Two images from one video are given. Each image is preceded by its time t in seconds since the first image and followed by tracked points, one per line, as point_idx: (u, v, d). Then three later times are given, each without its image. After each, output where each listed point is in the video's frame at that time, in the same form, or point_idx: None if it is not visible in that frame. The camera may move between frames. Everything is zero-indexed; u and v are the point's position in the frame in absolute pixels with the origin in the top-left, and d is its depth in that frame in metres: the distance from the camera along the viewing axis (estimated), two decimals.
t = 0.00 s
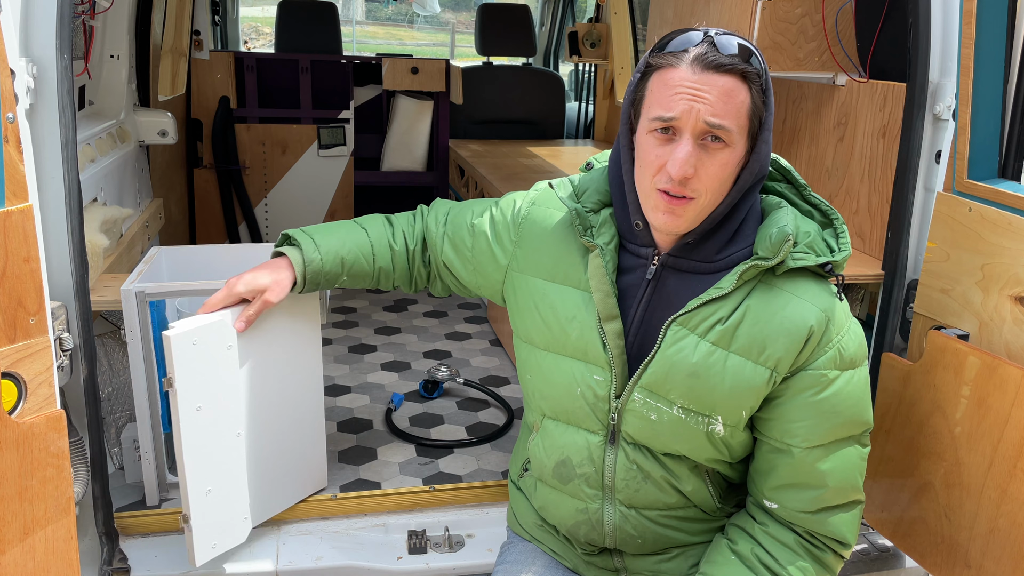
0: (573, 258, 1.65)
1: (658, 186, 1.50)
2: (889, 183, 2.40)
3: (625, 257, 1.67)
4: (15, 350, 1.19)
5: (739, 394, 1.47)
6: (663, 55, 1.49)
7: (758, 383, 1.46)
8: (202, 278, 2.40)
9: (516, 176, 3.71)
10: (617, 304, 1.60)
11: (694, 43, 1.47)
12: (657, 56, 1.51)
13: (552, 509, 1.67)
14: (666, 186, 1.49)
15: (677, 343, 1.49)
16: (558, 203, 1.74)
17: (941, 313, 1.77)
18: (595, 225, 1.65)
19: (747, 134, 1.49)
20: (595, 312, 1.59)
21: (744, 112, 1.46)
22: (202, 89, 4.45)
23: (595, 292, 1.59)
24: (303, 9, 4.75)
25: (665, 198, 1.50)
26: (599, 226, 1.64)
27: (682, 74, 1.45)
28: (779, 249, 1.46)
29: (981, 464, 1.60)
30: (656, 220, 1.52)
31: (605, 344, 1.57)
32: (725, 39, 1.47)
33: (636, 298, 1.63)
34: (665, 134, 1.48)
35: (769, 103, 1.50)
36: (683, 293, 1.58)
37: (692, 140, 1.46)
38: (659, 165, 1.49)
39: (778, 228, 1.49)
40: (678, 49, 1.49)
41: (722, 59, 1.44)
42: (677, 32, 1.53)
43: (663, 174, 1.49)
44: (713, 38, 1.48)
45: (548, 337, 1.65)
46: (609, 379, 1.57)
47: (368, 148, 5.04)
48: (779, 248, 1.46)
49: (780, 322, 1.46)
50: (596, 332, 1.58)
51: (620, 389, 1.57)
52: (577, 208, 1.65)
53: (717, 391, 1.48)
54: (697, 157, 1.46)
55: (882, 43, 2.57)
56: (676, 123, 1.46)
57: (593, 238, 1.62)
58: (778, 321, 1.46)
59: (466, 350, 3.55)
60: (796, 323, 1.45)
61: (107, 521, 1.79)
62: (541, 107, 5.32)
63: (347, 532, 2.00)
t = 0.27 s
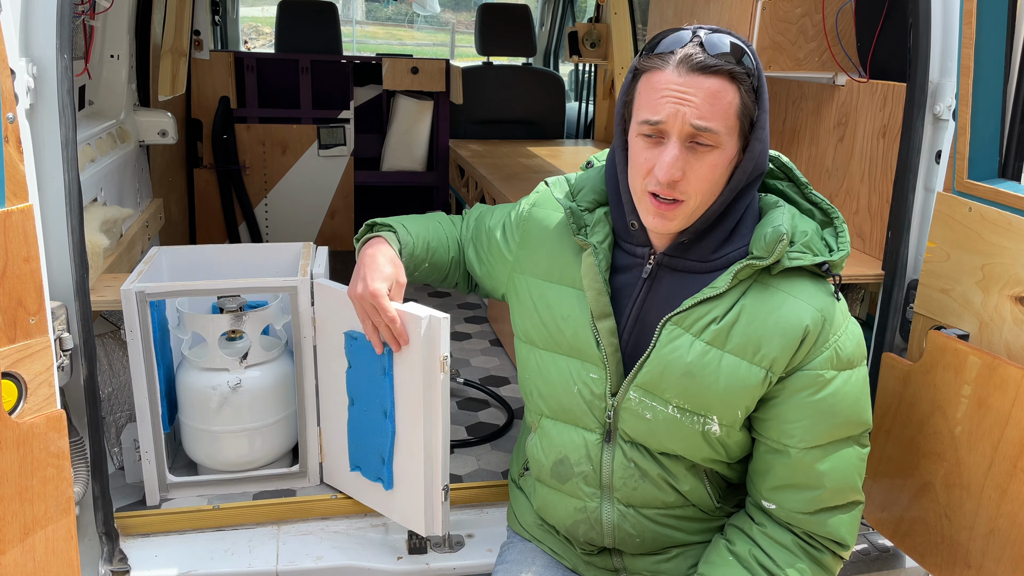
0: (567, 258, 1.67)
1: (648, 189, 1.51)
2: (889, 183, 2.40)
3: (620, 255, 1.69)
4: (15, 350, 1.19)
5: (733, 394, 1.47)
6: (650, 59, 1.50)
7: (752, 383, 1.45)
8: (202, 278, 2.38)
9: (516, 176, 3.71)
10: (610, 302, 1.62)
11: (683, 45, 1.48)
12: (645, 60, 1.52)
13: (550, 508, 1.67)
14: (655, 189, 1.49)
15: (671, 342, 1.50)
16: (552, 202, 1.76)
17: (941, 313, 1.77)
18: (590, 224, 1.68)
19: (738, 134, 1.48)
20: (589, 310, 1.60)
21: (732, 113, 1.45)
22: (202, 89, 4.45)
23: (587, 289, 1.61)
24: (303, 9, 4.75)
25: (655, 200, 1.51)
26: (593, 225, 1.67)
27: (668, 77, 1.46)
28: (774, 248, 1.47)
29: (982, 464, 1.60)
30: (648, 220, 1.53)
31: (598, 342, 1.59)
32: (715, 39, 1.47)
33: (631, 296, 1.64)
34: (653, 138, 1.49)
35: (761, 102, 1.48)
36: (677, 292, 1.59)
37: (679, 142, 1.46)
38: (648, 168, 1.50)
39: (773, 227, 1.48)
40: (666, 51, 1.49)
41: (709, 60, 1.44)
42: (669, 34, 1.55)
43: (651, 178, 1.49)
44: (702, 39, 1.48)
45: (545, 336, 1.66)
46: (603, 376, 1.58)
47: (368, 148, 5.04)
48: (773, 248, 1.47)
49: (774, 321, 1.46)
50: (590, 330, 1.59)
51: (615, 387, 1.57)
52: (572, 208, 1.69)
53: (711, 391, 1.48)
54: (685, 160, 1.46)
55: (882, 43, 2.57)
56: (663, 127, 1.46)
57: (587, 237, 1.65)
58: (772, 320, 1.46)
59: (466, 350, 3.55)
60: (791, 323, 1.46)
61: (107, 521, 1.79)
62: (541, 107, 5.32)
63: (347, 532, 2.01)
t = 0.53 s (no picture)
0: (572, 256, 1.67)
1: (654, 188, 1.51)
2: (889, 183, 2.40)
3: (626, 254, 1.69)
4: (15, 351, 1.19)
5: (738, 393, 1.47)
6: (652, 59, 1.50)
7: (757, 381, 1.46)
8: (202, 278, 2.39)
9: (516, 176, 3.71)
10: (615, 300, 1.61)
11: (684, 43, 1.47)
12: (647, 60, 1.51)
13: (552, 507, 1.67)
14: (662, 188, 1.49)
15: (675, 340, 1.50)
16: (557, 200, 1.76)
17: (941, 313, 1.77)
18: (595, 222, 1.67)
19: (741, 132, 1.49)
20: (594, 309, 1.60)
21: (736, 110, 1.45)
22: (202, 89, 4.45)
23: (593, 287, 1.60)
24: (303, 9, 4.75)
25: (662, 199, 1.51)
26: (598, 223, 1.66)
27: (671, 77, 1.45)
28: (779, 247, 1.47)
29: (981, 465, 1.60)
30: (655, 220, 1.54)
31: (603, 340, 1.58)
32: (716, 36, 1.47)
33: (636, 294, 1.64)
34: (657, 138, 1.49)
35: (762, 99, 1.49)
36: (683, 291, 1.59)
37: (685, 142, 1.46)
38: (654, 168, 1.50)
39: (779, 227, 1.49)
40: (668, 50, 1.49)
41: (711, 58, 1.44)
42: (669, 34, 1.54)
43: (658, 178, 1.49)
44: (703, 37, 1.48)
45: (549, 334, 1.66)
46: (608, 374, 1.58)
47: (368, 148, 5.04)
48: (778, 247, 1.47)
49: (779, 320, 1.46)
50: (594, 328, 1.59)
51: (619, 385, 1.57)
52: (576, 207, 1.68)
53: (715, 389, 1.48)
54: (691, 159, 1.46)
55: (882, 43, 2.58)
56: (667, 127, 1.46)
57: (592, 235, 1.64)
58: (777, 319, 1.46)
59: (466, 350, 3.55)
60: (796, 322, 1.46)
61: (107, 521, 1.80)
62: (541, 107, 5.32)
63: (347, 533, 2.01)
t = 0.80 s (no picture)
0: (568, 260, 1.67)
1: (652, 189, 1.51)
2: (889, 183, 2.40)
3: (620, 257, 1.69)
4: (15, 350, 1.19)
5: (736, 394, 1.47)
6: (649, 58, 1.50)
7: (755, 382, 1.46)
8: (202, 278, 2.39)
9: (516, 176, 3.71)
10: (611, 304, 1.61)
11: (679, 45, 1.48)
12: (643, 60, 1.51)
13: (553, 511, 1.66)
14: (661, 188, 1.49)
15: (672, 343, 1.50)
16: (552, 203, 1.76)
17: (941, 313, 1.77)
18: (589, 226, 1.67)
19: (739, 132, 1.49)
20: (591, 312, 1.60)
21: (735, 110, 1.46)
22: (202, 89, 4.45)
23: (589, 292, 1.60)
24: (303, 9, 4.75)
25: (660, 199, 1.51)
26: (593, 226, 1.67)
27: (670, 77, 1.46)
28: (774, 248, 1.47)
29: (981, 465, 1.60)
30: (653, 222, 1.53)
31: (601, 343, 1.58)
32: (711, 38, 1.48)
33: (632, 297, 1.65)
34: (657, 137, 1.49)
35: (757, 99, 1.50)
36: (679, 293, 1.59)
37: (684, 141, 1.46)
38: (653, 168, 1.50)
39: (773, 227, 1.48)
40: (663, 52, 1.49)
41: (709, 58, 1.44)
42: (663, 34, 1.54)
43: (657, 177, 1.49)
44: (699, 39, 1.48)
45: (546, 338, 1.66)
46: (606, 379, 1.58)
47: (368, 148, 5.04)
48: (773, 247, 1.47)
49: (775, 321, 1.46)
50: (591, 332, 1.59)
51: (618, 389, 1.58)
52: (571, 211, 1.68)
53: (713, 391, 1.48)
54: (690, 158, 1.46)
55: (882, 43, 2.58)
56: (666, 126, 1.47)
57: (587, 239, 1.64)
58: (774, 320, 1.46)
59: (466, 350, 3.54)
60: (792, 322, 1.46)
61: (107, 521, 1.80)
62: (541, 107, 5.32)
63: (346, 532, 2.01)
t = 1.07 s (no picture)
0: (559, 265, 1.67)
1: (640, 189, 1.51)
2: (889, 183, 2.40)
3: (611, 260, 1.68)
4: (15, 350, 1.19)
5: (729, 396, 1.47)
6: (632, 59, 1.51)
7: (747, 383, 1.46)
8: (202, 278, 2.39)
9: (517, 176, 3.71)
10: (603, 308, 1.61)
11: (662, 44, 1.49)
12: (626, 61, 1.52)
13: (552, 514, 1.66)
14: (648, 187, 1.49)
15: (666, 345, 1.50)
16: (541, 207, 1.76)
17: (941, 313, 1.77)
18: (579, 231, 1.68)
19: (723, 129, 1.50)
20: (582, 317, 1.60)
21: (718, 107, 1.47)
22: (202, 89, 4.45)
23: (580, 297, 1.60)
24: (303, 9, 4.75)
25: (649, 199, 1.51)
26: (582, 231, 1.67)
27: (653, 75, 1.46)
28: (763, 248, 1.47)
29: (981, 464, 1.60)
30: (642, 222, 1.53)
31: (594, 348, 1.58)
32: (693, 39, 1.49)
33: (624, 300, 1.65)
34: (642, 135, 1.49)
35: (740, 96, 1.51)
36: (671, 294, 1.59)
37: (670, 139, 1.47)
38: (639, 167, 1.50)
39: (761, 227, 1.48)
40: (647, 52, 1.50)
41: (691, 56, 1.45)
42: (644, 38, 1.55)
43: (644, 176, 1.49)
44: (681, 39, 1.49)
45: (540, 343, 1.66)
46: (601, 382, 1.58)
47: (368, 148, 5.04)
48: (762, 247, 1.47)
49: (767, 321, 1.46)
50: (584, 337, 1.59)
51: (614, 394, 1.58)
52: (561, 216, 1.68)
53: (706, 392, 1.48)
54: (677, 155, 1.47)
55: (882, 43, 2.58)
56: (652, 125, 1.47)
57: (577, 244, 1.65)
58: (765, 320, 1.46)
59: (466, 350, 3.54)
60: (783, 322, 1.46)
61: (107, 521, 1.80)
62: (541, 107, 5.32)
63: (346, 532, 2.01)
